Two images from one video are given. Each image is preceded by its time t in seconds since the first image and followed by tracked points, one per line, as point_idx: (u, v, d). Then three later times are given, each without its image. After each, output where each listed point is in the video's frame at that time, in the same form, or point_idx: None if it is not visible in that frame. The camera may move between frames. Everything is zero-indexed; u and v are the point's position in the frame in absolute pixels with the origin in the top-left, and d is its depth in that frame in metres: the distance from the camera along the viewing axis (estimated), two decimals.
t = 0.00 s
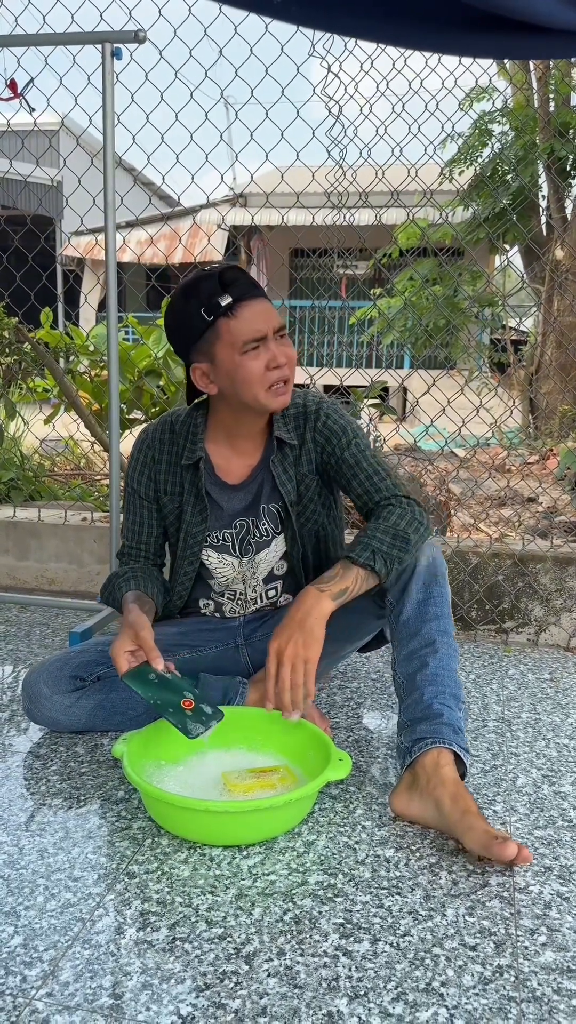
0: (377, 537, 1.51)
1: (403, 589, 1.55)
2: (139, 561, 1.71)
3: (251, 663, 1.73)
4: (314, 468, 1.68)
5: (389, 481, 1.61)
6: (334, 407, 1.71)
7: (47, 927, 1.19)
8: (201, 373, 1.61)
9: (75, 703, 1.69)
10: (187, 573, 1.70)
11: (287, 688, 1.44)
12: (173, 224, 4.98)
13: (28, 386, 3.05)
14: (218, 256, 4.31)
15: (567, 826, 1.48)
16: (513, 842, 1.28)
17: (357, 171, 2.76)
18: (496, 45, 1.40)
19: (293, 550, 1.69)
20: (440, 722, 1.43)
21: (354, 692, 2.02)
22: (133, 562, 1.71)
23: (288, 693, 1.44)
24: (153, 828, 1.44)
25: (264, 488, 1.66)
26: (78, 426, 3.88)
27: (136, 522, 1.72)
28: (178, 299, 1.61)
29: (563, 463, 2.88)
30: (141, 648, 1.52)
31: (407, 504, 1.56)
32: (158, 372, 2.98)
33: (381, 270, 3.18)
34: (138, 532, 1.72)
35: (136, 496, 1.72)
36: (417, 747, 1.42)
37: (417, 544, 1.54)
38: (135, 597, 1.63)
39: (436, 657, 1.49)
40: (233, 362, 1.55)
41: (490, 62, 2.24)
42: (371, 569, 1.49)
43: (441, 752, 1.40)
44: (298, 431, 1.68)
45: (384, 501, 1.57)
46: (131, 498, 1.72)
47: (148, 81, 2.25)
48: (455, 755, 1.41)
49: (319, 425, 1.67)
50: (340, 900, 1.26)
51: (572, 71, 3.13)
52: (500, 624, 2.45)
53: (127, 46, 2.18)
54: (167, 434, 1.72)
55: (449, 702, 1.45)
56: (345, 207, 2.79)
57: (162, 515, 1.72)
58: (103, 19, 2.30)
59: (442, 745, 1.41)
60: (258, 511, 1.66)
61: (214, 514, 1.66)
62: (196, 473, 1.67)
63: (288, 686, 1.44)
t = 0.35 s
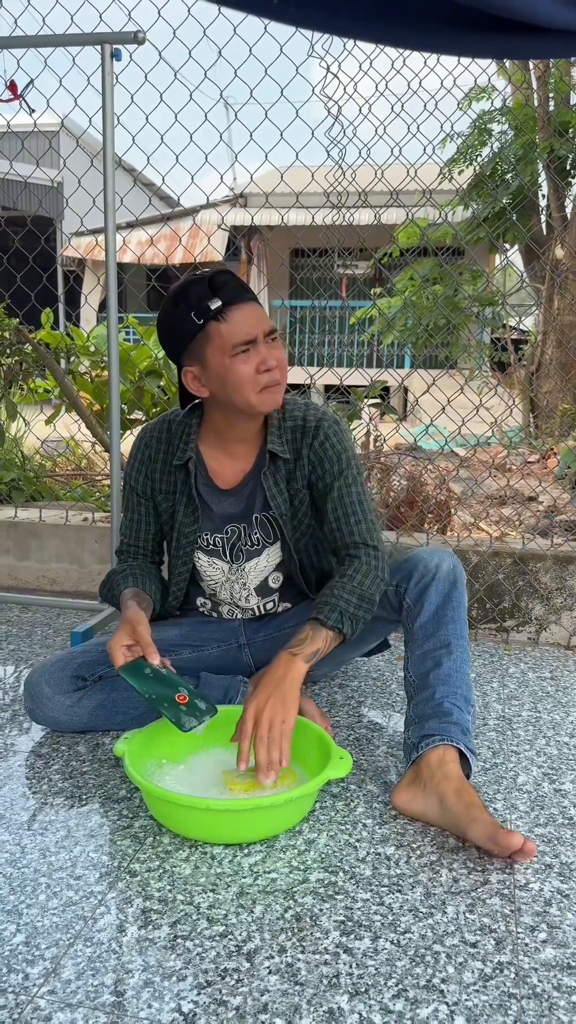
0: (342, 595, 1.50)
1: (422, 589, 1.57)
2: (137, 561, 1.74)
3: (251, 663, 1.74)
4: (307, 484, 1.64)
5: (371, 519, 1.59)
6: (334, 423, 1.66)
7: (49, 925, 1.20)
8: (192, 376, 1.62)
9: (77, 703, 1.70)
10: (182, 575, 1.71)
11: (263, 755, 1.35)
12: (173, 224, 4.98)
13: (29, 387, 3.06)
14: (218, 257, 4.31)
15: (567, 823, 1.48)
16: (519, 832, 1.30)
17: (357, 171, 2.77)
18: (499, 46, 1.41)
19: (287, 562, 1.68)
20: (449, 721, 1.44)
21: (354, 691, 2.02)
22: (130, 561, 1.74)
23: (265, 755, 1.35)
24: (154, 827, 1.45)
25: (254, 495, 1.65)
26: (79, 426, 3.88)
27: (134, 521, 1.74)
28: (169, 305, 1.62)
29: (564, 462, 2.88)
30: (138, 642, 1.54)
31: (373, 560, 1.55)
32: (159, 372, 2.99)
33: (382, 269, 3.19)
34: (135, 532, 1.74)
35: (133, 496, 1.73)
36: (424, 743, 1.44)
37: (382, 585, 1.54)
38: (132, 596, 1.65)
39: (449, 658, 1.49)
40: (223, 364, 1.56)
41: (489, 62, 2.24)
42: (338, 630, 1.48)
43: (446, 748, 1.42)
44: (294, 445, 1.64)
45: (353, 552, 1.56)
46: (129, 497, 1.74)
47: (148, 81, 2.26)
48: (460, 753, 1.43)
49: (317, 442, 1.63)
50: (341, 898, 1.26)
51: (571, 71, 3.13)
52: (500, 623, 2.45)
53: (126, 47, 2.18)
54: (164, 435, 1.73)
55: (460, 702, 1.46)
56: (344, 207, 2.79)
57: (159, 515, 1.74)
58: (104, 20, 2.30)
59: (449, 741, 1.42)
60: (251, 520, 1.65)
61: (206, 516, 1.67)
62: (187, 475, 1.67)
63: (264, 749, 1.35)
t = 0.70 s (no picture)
0: (337, 600, 1.50)
1: (426, 589, 1.58)
2: (142, 554, 1.74)
3: (253, 661, 1.74)
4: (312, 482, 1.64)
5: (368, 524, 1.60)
6: (340, 426, 1.67)
7: (52, 923, 1.20)
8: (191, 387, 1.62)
9: (79, 701, 1.70)
10: (187, 568, 1.71)
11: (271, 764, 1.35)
12: (173, 224, 4.99)
13: (30, 386, 3.06)
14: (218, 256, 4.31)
15: (569, 820, 1.48)
16: (522, 828, 1.30)
17: (356, 171, 2.77)
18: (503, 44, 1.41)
19: (288, 561, 1.68)
20: (452, 719, 1.44)
21: (356, 689, 2.03)
22: (137, 553, 1.74)
23: (273, 765, 1.35)
24: (157, 824, 1.45)
25: (260, 491, 1.66)
26: (80, 426, 3.89)
27: (142, 513, 1.75)
28: (172, 313, 1.59)
29: (564, 460, 2.89)
30: (146, 623, 1.59)
31: (363, 564, 1.55)
32: (160, 372, 2.96)
33: (382, 268, 3.19)
34: (143, 524, 1.75)
35: (141, 488, 1.75)
36: (427, 740, 1.44)
37: (373, 590, 1.55)
38: (140, 586, 1.67)
39: (453, 658, 1.50)
40: (210, 392, 1.55)
41: (487, 62, 2.24)
42: (336, 638, 1.49)
43: (449, 746, 1.42)
44: (300, 444, 1.65)
45: (346, 556, 1.56)
46: (138, 490, 1.76)
47: (148, 80, 2.26)
48: (463, 750, 1.43)
49: (323, 441, 1.64)
50: (343, 895, 1.26)
51: (570, 69, 3.13)
52: (502, 621, 2.45)
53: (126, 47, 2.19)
54: (173, 428, 1.74)
55: (463, 701, 1.46)
56: (344, 207, 2.80)
57: (166, 508, 1.75)
58: (103, 20, 2.31)
59: (451, 737, 1.43)
60: (255, 517, 1.66)
61: (212, 509, 1.68)
62: (194, 467, 1.68)
63: (272, 761, 1.35)
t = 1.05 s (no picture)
0: (342, 602, 1.51)
1: (427, 588, 1.58)
2: (142, 548, 1.74)
3: (253, 659, 1.75)
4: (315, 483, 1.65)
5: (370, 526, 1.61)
6: (345, 428, 1.68)
7: (54, 920, 1.21)
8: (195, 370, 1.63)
9: (80, 701, 1.71)
10: (187, 563, 1.71)
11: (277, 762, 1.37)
12: (173, 224, 4.99)
13: (31, 387, 3.07)
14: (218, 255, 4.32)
15: (569, 817, 1.49)
16: (523, 825, 1.30)
17: (355, 170, 2.77)
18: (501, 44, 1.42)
19: (289, 562, 1.68)
20: (453, 718, 1.45)
21: (356, 687, 2.03)
22: (137, 547, 1.74)
23: (279, 760, 1.37)
24: (158, 822, 1.46)
25: (264, 491, 1.67)
26: (81, 426, 3.89)
27: (144, 507, 1.75)
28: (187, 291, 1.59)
29: (564, 459, 2.89)
30: (152, 602, 1.61)
31: (366, 565, 1.55)
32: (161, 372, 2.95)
33: (382, 268, 3.19)
34: (146, 519, 1.75)
35: (144, 482, 1.76)
36: (427, 738, 1.45)
37: (372, 591, 1.55)
38: (143, 572, 1.67)
39: (453, 657, 1.50)
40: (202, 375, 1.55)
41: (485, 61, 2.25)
42: (338, 638, 1.49)
43: (449, 743, 1.43)
44: (305, 446, 1.66)
45: (349, 557, 1.56)
46: (141, 484, 1.76)
47: (147, 81, 2.26)
48: (463, 747, 1.44)
49: (328, 443, 1.65)
50: (343, 892, 1.27)
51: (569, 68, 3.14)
52: (502, 619, 2.45)
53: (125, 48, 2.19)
54: (177, 426, 1.75)
55: (463, 700, 1.47)
56: (343, 206, 2.80)
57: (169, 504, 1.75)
58: (102, 22, 2.31)
59: (451, 735, 1.43)
60: (258, 517, 1.66)
61: (214, 506, 1.68)
62: (198, 463, 1.69)
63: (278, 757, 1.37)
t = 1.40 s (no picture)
0: (345, 605, 1.51)
1: (426, 587, 1.59)
2: (142, 554, 1.74)
3: (252, 660, 1.75)
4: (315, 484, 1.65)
5: (370, 528, 1.62)
6: (344, 430, 1.69)
7: (53, 921, 1.21)
8: (196, 373, 1.63)
9: (80, 702, 1.71)
10: (188, 566, 1.71)
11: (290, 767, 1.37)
12: (173, 224, 4.99)
13: (31, 388, 3.07)
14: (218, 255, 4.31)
15: (568, 816, 1.49)
16: (522, 823, 1.30)
17: (355, 170, 2.77)
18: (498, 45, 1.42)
19: (289, 563, 1.68)
20: (451, 717, 1.45)
21: (356, 687, 2.03)
22: (137, 553, 1.74)
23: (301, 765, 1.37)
24: (158, 822, 1.46)
25: (263, 493, 1.66)
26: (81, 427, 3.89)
27: (143, 511, 1.75)
28: (182, 298, 1.61)
29: (564, 458, 2.89)
30: (153, 633, 1.57)
31: (367, 567, 1.57)
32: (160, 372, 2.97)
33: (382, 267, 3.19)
34: (145, 524, 1.75)
35: (142, 487, 1.75)
36: (426, 738, 1.45)
37: (371, 592, 1.56)
38: (145, 582, 1.66)
39: (452, 657, 1.50)
40: (217, 368, 1.55)
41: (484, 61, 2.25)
42: (342, 640, 1.50)
43: (447, 742, 1.43)
44: (304, 448, 1.66)
45: (352, 560, 1.57)
46: (139, 489, 1.76)
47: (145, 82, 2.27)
48: (462, 747, 1.44)
49: (328, 445, 1.65)
50: (343, 892, 1.27)
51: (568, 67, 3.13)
52: (502, 618, 2.46)
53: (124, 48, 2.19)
54: (175, 430, 1.74)
55: (462, 699, 1.47)
56: (342, 206, 2.79)
57: (168, 509, 1.75)
58: (100, 22, 2.31)
59: (450, 734, 1.43)
60: (258, 520, 1.66)
61: (214, 510, 1.68)
62: (197, 467, 1.68)
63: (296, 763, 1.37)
